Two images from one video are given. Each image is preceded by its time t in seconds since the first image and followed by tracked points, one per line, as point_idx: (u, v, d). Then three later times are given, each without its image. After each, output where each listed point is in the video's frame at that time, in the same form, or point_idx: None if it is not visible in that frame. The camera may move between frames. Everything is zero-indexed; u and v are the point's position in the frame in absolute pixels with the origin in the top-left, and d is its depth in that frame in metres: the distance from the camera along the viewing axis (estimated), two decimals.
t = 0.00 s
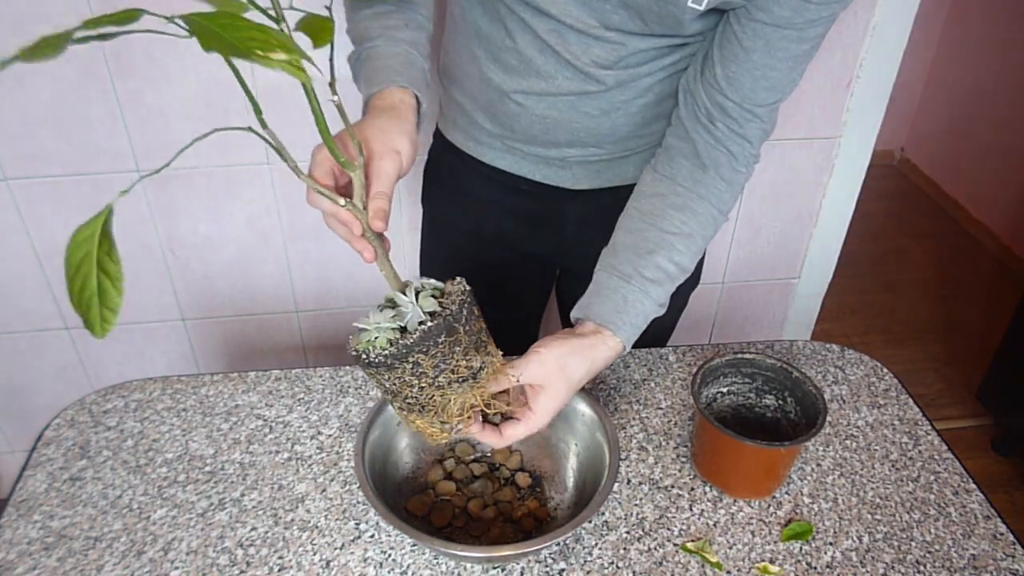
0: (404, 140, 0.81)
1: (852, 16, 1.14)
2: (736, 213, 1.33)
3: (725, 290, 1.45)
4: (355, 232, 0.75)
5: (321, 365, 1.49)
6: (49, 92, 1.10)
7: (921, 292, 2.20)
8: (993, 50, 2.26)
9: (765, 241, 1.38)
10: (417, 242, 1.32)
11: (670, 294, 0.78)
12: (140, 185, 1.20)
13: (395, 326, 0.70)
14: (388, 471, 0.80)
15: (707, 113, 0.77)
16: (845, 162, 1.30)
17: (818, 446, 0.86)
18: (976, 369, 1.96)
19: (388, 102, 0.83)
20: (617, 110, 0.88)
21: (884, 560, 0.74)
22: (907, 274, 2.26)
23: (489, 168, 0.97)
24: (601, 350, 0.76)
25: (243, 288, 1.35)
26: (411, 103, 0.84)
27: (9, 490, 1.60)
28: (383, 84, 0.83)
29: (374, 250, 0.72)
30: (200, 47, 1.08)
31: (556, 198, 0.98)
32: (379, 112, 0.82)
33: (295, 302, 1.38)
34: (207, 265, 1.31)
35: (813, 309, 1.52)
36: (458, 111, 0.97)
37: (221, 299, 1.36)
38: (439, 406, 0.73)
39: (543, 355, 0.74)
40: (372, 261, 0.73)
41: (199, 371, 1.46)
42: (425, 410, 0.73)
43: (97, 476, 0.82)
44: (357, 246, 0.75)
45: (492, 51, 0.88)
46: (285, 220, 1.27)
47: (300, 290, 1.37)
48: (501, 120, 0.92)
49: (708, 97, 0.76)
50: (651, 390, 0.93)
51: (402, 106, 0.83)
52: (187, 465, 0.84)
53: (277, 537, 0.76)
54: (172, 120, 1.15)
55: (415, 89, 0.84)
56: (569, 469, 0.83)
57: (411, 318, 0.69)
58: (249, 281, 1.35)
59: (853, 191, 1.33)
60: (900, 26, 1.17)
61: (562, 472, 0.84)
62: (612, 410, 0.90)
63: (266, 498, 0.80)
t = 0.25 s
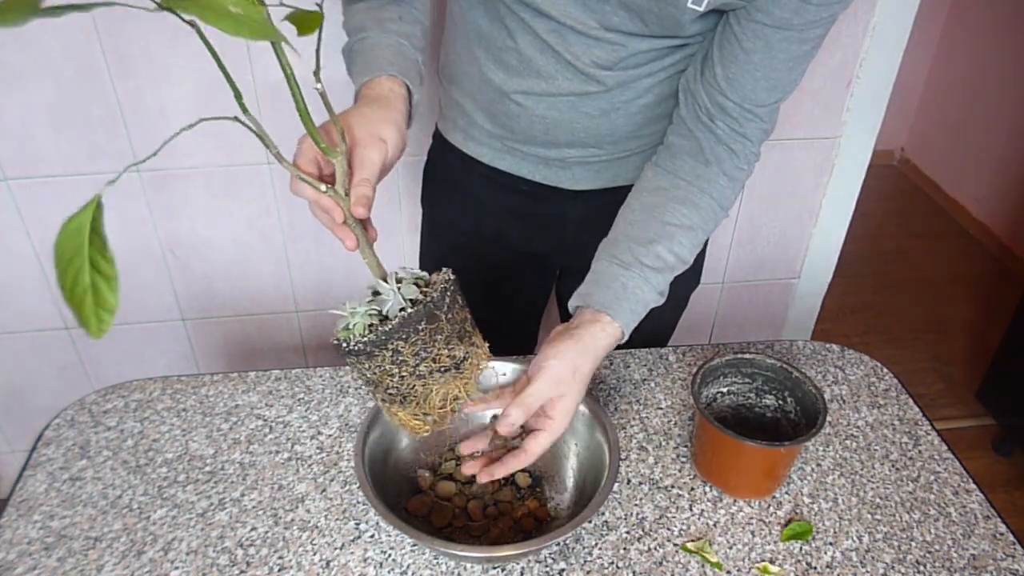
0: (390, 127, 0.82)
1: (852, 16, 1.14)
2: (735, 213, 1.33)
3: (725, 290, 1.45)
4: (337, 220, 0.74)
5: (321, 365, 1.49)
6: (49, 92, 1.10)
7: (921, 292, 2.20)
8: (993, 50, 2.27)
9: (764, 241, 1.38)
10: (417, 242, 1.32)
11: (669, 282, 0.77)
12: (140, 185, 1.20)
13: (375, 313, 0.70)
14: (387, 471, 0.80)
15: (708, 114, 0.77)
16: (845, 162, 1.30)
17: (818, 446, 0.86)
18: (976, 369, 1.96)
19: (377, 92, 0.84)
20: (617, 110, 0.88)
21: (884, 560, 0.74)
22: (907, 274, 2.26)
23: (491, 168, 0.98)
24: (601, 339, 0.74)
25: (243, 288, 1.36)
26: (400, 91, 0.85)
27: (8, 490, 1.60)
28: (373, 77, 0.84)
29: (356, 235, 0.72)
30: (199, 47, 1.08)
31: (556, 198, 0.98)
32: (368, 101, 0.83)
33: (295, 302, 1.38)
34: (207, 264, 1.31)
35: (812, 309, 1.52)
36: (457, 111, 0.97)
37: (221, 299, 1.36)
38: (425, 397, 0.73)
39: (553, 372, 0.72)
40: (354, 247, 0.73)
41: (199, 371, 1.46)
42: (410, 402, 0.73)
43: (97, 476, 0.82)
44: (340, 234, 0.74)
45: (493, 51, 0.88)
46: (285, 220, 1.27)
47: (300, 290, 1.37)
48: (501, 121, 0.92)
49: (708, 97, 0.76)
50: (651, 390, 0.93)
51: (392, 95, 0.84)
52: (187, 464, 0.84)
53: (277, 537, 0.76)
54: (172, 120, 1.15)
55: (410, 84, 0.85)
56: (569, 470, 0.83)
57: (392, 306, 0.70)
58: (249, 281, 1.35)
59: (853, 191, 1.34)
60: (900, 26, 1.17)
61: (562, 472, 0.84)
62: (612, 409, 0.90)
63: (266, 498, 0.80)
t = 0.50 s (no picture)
0: (328, 112, 0.78)
1: (852, 17, 1.14)
2: (736, 213, 1.33)
3: (725, 290, 1.45)
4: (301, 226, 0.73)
5: (321, 365, 1.49)
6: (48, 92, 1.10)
7: (921, 292, 2.20)
8: (993, 50, 2.27)
9: (764, 241, 1.38)
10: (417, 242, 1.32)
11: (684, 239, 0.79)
12: (140, 185, 1.20)
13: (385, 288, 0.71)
14: (388, 470, 0.80)
15: (710, 114, 0.82)
16: (845, 162, 1.30)
17: (818, 446, 0.86)
18: (976, 369, 1.96)
19: (311, 82, 0.80)
20: (620, 115, 0.89)
21: (884, 560, 0.74)
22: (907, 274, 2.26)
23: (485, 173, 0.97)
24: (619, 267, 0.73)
25: (243, 288, 1.36)
26: (338, 72, 0.81)
27: (8, 489, 1.60)
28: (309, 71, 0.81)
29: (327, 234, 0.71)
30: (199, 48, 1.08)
31: (555, 199, 0.99)
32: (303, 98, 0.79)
33: (295, 302, 1.38)
34: (207, 264, 1.31)
35: (812, 309, 1.52)
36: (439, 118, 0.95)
37: (220, 299, 1.36)
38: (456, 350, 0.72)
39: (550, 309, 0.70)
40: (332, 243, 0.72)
41: (199, 371, 1.46)
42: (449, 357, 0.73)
43: (97, 476, 0.82)
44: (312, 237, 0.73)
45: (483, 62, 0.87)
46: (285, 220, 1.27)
47: (300, 290, 1.37)
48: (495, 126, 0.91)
49: (709, 100, 0.82)
50: (651, 390, 0.93)
51: (325, 83, 0.80)
52: (187, 465, 0.84)
53: (277, 537, 0.76)
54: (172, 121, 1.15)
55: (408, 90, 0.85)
56: (569, 469, 0.83)
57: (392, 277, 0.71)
58: (249, 280, 1.35)
59: (853, 191, 1.34)
60: (900, 26, 1.17)
61: (562, 472, 0.84)
62: (612, 409, 0.90)
63: (266, 498, 0.80)
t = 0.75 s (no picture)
0: (336, 149, 0.78)
1: (852, 16, 1.14)
2: (736, 213, 1.33)
3: (725, 290, 1.45)
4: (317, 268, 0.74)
5: (321, 365, 1.49)
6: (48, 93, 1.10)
7: (921, 291, 2.20)
8: (993, 50, 2.27)
9: (764, 241, 1.38)
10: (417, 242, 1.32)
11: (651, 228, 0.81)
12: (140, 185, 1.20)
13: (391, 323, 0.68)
14: (387, 471, 0.80)
15: (695, 100, 0.84)
16: (845, 162, 1.30)
17: (818, 446, 0.86)
18: (976, 369, 1.96)
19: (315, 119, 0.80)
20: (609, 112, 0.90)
21: (884, 560, 0.74)
22: (908, 274, 2.26)
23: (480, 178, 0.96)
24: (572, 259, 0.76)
25: (243, 288, 1.36)
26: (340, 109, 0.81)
27: (8, 489, 1.60)
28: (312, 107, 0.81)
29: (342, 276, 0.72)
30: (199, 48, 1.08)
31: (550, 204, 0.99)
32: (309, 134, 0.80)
33: (296, 302, 1.38)
34: (207, 264, 1.31)
35: (812, 309, 1.52)
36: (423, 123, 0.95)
37: (221, 299, 1.36)
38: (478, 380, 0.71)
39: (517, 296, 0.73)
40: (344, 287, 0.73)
41: (200, 371, 1.46)
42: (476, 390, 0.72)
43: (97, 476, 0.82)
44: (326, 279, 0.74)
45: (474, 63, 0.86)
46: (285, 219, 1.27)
47: (300, 290, 1.37)
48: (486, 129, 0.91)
49: (694, 83, 0.83)
50: (651, 390, 0.93)
51: (326, 118, 0.80)
52: (187, 464, 0.84)
53: (277, 537, 0.76)
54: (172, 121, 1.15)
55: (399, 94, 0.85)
56: (569, 469, 0.83)
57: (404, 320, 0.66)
58: (249, 280, 1.35)
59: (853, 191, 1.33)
60: (900, 25, 1.17)
61: (562, 472, 0.84)
62: (612, 409, 0.90)
63: (266, 498, 0.80)
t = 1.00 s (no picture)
0: (377, 180, 0.80)
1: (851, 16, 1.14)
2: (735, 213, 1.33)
3: (725, 290, 1.45)
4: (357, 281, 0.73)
5: (321, 365, 1.49)
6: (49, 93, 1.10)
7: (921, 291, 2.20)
8: (993, 50, 2.27)
9: (764, 241, 1.38)
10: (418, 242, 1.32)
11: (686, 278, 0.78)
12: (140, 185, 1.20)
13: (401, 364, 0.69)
14: (388, 469, 0.80)
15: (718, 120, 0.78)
16: (845, 162, 1.30)
17: (818, 446, 0.86)
18: (976, 369, 1.96)
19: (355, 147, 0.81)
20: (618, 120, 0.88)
21: (884, 560, 0.74)
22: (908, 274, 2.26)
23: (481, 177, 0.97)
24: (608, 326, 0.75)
25: (243, 289, 1.36)
26: (377, 145, 0.83)
27: (9, 489, 1.60)
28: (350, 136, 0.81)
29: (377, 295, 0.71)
30: (199, 48, 1.08)
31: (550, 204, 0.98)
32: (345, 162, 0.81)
33: (296, 302, 1.38)
34: (207, 265, 1.31)
35: (812, 309, 1.52)
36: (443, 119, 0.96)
37: (221, 299, 1.36)
38: (473, 405, 0.72)
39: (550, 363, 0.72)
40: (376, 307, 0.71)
41: (200, 371, 1.46)
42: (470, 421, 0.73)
43: (97, 476, 0.82)
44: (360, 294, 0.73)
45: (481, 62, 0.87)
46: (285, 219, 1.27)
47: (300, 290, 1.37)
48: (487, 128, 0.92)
49: (717, 101, 0.78)
50: (651, 390, 0.93)
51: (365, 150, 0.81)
52: (187, 465, 0.84)
53: (277, 537, 0.76)
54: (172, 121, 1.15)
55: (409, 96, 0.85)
56: (569, 469, 0.83)
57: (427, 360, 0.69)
58: (249, 281, 1.35)
59: (853, 191, 1.33)
60: (900, 25, 1.17)
61: (562, 472, 0.84)
62: (612, 409, 0.90)
63: (266, 498, 0.80)
